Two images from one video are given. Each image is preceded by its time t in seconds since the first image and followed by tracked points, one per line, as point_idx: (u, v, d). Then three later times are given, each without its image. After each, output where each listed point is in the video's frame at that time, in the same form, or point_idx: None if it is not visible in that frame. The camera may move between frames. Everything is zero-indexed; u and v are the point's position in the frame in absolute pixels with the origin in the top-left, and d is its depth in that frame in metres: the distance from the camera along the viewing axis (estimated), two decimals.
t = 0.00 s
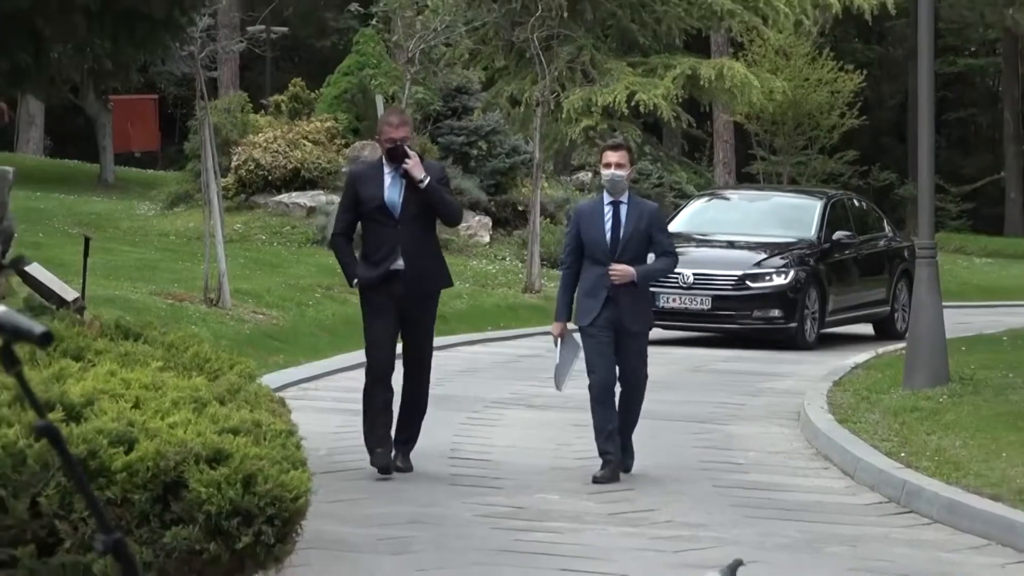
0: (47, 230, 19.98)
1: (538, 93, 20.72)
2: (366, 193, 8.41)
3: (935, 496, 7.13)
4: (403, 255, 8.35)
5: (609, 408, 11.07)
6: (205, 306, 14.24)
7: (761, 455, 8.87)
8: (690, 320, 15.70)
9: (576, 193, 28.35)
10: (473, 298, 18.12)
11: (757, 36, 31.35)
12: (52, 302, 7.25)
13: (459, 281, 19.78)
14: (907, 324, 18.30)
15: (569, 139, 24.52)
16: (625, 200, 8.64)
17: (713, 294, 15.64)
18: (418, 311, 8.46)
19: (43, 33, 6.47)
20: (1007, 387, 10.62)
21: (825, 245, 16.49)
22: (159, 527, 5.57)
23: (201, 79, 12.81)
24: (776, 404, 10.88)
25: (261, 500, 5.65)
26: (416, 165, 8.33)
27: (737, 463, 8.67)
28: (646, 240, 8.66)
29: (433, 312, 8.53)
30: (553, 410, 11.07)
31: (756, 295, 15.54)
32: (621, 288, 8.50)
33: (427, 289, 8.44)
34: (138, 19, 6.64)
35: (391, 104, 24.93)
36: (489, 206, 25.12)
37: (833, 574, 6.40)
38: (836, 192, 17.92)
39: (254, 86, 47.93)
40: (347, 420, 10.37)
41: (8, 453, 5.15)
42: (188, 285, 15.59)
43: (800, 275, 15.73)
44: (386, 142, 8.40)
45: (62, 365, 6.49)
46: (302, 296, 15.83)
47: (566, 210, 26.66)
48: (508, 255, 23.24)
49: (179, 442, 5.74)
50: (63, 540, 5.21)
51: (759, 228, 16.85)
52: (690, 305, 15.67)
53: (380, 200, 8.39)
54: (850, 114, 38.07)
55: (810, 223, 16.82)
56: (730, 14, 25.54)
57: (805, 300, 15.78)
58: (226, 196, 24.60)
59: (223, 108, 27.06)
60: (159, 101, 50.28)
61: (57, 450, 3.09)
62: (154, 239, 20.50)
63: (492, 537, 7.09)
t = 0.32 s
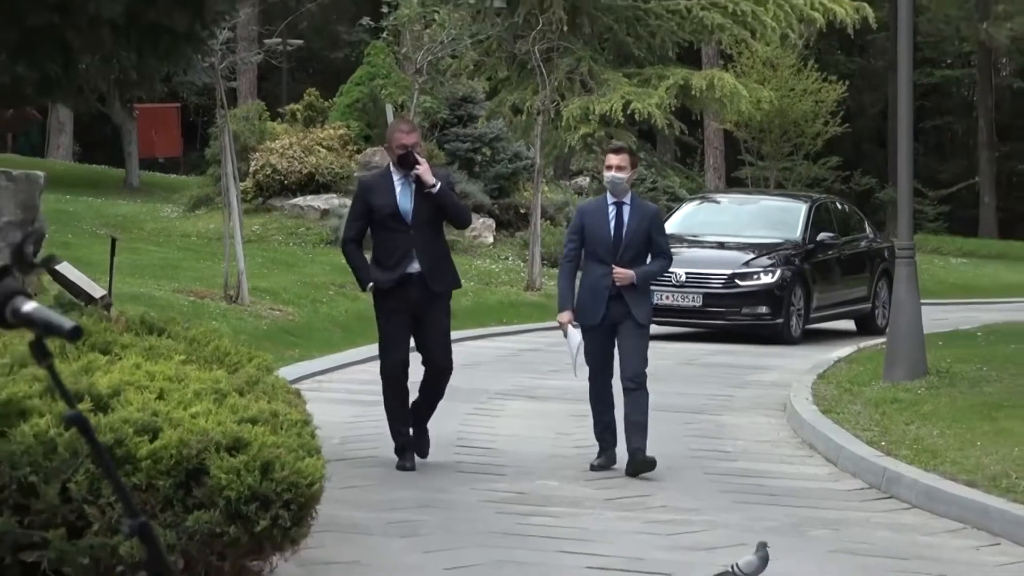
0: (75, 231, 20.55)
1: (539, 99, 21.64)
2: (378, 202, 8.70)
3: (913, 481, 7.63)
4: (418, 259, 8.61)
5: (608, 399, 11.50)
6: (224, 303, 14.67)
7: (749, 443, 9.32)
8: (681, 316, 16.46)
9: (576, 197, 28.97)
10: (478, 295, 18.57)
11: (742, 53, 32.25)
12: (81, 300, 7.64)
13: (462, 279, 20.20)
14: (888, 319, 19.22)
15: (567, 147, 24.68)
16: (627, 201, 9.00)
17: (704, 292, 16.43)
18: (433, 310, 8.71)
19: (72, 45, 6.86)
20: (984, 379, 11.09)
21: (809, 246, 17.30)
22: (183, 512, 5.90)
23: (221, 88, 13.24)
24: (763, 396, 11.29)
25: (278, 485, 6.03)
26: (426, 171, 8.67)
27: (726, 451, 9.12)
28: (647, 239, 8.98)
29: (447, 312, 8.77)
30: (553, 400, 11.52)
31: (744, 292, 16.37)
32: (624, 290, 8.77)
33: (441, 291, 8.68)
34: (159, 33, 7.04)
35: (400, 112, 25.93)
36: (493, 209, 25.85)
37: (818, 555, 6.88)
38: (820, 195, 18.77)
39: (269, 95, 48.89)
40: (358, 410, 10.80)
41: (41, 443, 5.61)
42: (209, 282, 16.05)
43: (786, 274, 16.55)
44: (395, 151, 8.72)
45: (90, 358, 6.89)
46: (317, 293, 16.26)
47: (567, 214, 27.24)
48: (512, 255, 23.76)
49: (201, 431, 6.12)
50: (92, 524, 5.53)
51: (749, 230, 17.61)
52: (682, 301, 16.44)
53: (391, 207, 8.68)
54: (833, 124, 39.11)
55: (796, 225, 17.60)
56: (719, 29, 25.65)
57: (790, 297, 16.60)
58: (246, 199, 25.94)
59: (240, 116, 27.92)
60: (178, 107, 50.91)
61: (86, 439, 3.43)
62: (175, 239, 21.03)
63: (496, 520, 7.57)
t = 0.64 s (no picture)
0: (103, 234, 21.13)
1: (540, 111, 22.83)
2: (390, 210, 9.07)
3: (893, 470, 8.11)
4: (425, 268, 8.98)
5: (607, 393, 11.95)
6: (242, 302, 15.12)
7: (739, 435, 9.78)
8: (674, 314, 17.08)
9: (578, 202, 29.52)
10: (483, 295, 19.05)
11: (733, 67, 32.92)
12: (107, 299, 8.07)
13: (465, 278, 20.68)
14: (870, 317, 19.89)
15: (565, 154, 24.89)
16: (636, 205, 9.28)
17: (696, 291, 17.05)
18: (439, 315, 9.07)
19: (99, 58, 7.38)
20: (962, 373, 11.53)
21: (796, 248, 17.95)
22: (205, 499, 6.28)
23: (240, 101, 13.66)
24: (751, 390, 11.73)
25: (294, 475, 6.42)
26: (440, 181, 8.96)
27: (716, 442, 9.58)
28: (654, 244, 9.27)
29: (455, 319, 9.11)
30: (554, 393, 11.97)
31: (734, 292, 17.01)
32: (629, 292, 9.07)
33: (447, 298, 9.03)
34: (181, 50, 7.57)
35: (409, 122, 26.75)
36: (496, 212, 27.24)
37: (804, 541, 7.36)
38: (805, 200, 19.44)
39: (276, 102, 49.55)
40: (368, 403, 11.26)
41: (70, 434, 5.98)
42: (229, 282, 16.53)
43: (774, 275, 17.20)
44: (412, 160, 9.07)
45: (117, 354, 7.31)
46: (331, 292, 16.73)
47: (567, 218, 27.76)
48: (515, 257, 24.28)
49: (220, 423, 6.51)
50: (118, 510, 5.89)
51: (740, 233, 18.24)
52: (676, 300, 17.05)
53: (402, 217, 9.03)
54: (814, 135, 40.10)
55: (784, 228, 18.25)
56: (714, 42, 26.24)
57: (778, 297, 17.24)
58: (263, 204, 27.27)
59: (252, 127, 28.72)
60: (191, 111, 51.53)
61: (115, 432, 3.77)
62: (194, 241, 21.60)
63: (500, 508, 8.07)
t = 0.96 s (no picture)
0: (126, 236, 21.60)
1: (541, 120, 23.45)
2: (402, 204, 9.50)
3: (877, 460, 8.54)
4: (433, 259, 9.37)
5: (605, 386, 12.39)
6: (260, 301, 15.57)
7: (730, 426, 10.24)
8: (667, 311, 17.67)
9: (579, 206, 30.12)
10: (487, 294, 19.50)
11: (727, 76, 33.50)
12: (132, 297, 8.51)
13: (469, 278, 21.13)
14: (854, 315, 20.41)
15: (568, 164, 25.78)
16: (636, 215, 9.57)
17: (688, 290, 17.61)
18: (448, 310, 9.46)
19: (126, 71, 7.92)
20: (944, 367, 11.97)
21: (784, 249, 18.50)
22: (225, 487, 6.72)
23: (258, 109, 14.05)
24: (742, 383, 12.18)
25: (309, 464, 6.84)
26: (448, 175, 9.39)
27: (708, 432, 10.04)
28: (654, 252, 9.57)
29: (464, 309, 9.50)
30: (554, 386, 12.42)
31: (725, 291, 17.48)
32: (629, 299, 9.41)
33: (454, 291, 9.41)
34: (203, 62, 8.11)
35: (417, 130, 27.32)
36: (500, 216, 27.94)
37: (792, 527, 7.82)
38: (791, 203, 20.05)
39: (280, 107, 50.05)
40: (378, 396, 11.72)
41: (97, 425, 6.41)
42: (248, 281, 16.98)
43: (763, 274, 17.72)
44: (427, 157, 9.50)
45: (142, 350, 7.75)
46: (344, 291, 17.18)
47: (567, 220, 28.33)
48: (517, 257, 24.77)
49: (240, 415, 6.92)
50: (143, 498, 6.33)
51: (731, 234, 18.83)
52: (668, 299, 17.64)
53: (412, 210, 9.45)
54: (803, 141, 40.81)
55: (772, 229, 18.83)
56: (704, 55, 26.88)
57: (767, 295, 17.78)
58: (278, 208, 27.69)
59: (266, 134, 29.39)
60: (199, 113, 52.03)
61: (139, 427, 3.71)
62: (211, 242, 22.12)
63: (504, 495, 8.53)
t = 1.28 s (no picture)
0: (146, 242, 22.24)
1: (541, 131, 24.69)
2: (406, 221, 9.92)
3: (859, 455, 9.07)
4: (437, 275, 9.75)
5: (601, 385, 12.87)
6: (274, 303, 16.05)
7: (721, 422, 10.72)
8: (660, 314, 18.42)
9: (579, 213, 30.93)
10: (490, 297, 19.98)
11: (719, 92, 34.38)
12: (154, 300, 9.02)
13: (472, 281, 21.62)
14: (837, 317, 21.13)
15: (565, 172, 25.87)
16: (634, 216, 10.02)
17: (680, 294, 18.39)
18: (454, 321, 9.84)
19: (149, 84, 8.41)
20: (924, 367, 12.46)
21: (771, 255, 19.26)
22: (242, 478, 7.20)
23: (275, 121, 14.55)
24: (731, 381, 12.67)
25: (321, 457, 7.27)
26: (450, 194, 9.77)
27: (700, 427, 10.53)
28: (651, 253, 9.99)
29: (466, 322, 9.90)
30: (553, 384, 12.88)
31: (715, 294, 18.27)
32: (629, 295, 9.82)
33: (458, 303, 9.80)
34: (224, 76, 8.57)
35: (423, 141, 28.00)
36: (502, 222, 28.60)
37: (779, 518, 8.30)
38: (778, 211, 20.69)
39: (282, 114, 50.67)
40: (386, 393, 12.19)
41: (121, 420, 7.08)
42: (263, 284, 17.47)
43: (751, 278, 18.50)
44: (428, 176, 9.92)
45: (163, 349, 8.20)
46: (354, 294, 17.66)
47: (567, 227, 29.01)
48: (518, 261, 25.38)
49: (256, 410, 7.36)
50: (164, 489, 7.03)
51: (721, 241, 19.54)
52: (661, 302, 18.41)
53: (416, 226, 9.87)
54: (790, 153, 41.61)
55: (760, 237, 19.56)
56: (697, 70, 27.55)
57: (754, 298, 18.55)
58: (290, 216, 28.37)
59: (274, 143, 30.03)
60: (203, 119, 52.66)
61: (161, 423, 3.29)
62: (229, 246, 22.72)
63: (507, 488, 9.00)
